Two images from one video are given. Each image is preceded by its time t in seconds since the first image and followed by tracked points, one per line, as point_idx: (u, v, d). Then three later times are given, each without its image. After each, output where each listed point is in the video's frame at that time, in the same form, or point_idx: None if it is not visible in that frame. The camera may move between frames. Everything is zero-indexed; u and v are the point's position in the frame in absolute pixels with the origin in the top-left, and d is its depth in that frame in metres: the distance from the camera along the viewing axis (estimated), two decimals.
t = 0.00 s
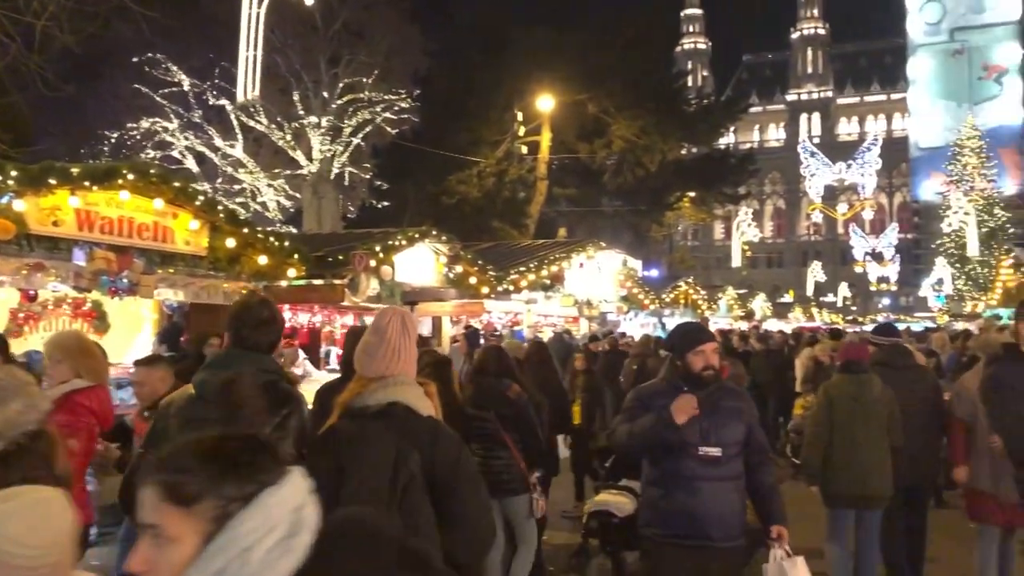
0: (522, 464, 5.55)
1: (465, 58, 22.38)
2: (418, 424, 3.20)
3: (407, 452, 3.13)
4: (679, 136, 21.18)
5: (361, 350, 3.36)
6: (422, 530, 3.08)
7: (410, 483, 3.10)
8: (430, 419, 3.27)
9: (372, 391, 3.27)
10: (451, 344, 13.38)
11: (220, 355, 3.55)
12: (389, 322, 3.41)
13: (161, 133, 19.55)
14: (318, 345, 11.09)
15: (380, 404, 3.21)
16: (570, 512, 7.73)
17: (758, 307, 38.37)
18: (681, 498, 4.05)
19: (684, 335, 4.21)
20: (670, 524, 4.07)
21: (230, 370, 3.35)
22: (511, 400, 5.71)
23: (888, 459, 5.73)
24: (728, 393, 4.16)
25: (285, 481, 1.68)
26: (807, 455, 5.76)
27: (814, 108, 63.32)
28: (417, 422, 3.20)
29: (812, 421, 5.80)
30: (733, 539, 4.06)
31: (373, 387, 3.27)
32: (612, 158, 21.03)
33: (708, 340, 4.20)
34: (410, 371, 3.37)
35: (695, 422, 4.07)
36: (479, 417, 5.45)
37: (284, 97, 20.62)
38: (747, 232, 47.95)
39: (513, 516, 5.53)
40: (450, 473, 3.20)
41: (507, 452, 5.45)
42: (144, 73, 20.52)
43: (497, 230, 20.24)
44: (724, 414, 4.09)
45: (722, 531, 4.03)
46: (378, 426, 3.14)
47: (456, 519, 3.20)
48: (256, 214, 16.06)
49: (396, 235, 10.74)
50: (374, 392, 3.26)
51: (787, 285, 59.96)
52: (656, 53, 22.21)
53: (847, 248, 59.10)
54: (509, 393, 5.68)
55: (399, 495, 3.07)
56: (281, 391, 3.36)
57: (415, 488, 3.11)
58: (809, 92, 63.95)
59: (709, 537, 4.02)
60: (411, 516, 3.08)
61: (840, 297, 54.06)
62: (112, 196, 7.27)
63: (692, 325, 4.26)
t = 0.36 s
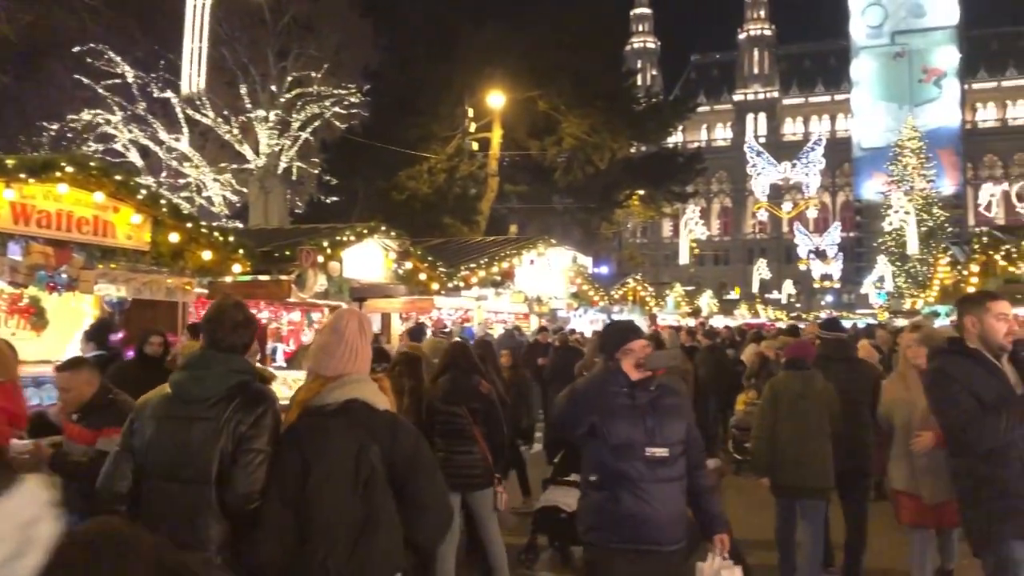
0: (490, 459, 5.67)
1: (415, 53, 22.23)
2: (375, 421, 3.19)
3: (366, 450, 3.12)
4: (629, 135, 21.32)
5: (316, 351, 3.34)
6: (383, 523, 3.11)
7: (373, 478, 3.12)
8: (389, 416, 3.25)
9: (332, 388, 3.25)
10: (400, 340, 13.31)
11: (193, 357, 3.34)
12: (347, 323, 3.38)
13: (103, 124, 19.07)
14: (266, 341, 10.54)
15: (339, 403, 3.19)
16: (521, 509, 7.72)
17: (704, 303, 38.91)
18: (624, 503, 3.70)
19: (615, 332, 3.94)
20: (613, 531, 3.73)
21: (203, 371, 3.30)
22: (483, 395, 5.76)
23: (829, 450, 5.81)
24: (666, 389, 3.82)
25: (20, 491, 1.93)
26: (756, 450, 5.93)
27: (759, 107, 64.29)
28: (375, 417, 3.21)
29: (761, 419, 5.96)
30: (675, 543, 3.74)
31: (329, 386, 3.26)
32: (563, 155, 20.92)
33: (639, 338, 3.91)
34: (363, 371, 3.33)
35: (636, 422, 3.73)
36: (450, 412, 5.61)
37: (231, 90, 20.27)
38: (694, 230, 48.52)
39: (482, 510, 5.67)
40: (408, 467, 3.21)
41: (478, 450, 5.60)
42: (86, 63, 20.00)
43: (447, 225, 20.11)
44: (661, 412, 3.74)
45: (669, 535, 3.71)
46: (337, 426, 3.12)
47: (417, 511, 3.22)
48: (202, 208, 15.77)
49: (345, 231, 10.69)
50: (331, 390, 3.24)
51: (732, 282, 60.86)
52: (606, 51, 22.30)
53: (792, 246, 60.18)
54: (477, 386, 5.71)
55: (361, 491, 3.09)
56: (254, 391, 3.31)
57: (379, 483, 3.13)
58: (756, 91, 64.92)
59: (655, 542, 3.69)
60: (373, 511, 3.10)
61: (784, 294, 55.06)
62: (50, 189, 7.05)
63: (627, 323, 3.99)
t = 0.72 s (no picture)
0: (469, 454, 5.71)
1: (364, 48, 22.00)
2: (337, 411, 3.18)
3: (329, 437, 3.13)
4: (579, 134, 21.36)
5: (283, 339, 3.29)
6: (344, 506, 3.14)
7: (332, 463, 3.13)
8: (351, 406, 3.23)
9: (297, 376, 3.23)
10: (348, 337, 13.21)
11: (158, 347, 3.32)
12: (314, 315, 3.31)
13: (41, 116, 18.59)
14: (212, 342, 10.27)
15: (302, 391, 3.18)
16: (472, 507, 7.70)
17: (652, 302, 39.29)
18: (549, 503, 3.33)
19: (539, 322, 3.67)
20: (535, 533, 3.35)
21: (168, 360, 3.28)
22: (466, 392, 5.78)
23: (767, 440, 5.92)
24: (590, 383, 3.46)
25: None
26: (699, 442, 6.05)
27: (707, 108, 65.08)
28: (337, 406, 3.19)
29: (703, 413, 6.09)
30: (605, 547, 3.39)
31: (293, 374, 3.23)
32: (513, 153, 20.95)
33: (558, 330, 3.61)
34: (330, 362, 3.29)
35: (562, 415, 3.37)
36: (433, 409, 5.61)
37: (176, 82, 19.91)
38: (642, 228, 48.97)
39: (457, 505, 5.70)
40: (368, 455, 3.19)
41: (457, 445, 5.62)
42: (24, 53, 19.48)
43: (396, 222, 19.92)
44: (588, 407, 3.38)
45: (596, 538, 3.34)
46: (300, 413, 3.13)
47: (377, 497, 3.21)
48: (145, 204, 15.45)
49: (291, 227, 10.62)
50: (295, 379, 3.22)
51: (680, 281, 61.48)
52: (554, 50, 22.34)
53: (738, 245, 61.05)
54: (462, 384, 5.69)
55: (320, 477, 3.11)
56: (217, 380, 3.30)
57: (337, 469, 3.14)
58: (703, 92, 65.71)
59: (582, 545, 3.33)
60: (335, 494, 3.12)
61: (730, 292, 55.78)
62: None
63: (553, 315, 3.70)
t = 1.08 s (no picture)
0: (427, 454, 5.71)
1: (311, 45, 21.82)
2: (303, 409, 3.37)
3: (295, 433, 3.31)
4: (529, 135, 21.44)
5: (251, 338, 3.44)
6: (311, 498, 3.32)
7: (299, 458, 3.31)
8: (316, 405, 3.42)
9: (266, 375, 3.39)
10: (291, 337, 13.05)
11: (111, 345, 3.36)
12: (282, 318, 3.49)
13: None
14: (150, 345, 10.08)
15: (269, 389, 3.36)
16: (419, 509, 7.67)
17: (597, 303, 39.57)
18: (484, 517, 3.14)
19: (473, 330, 3.54)
20: (466, 549, 3.16)
21: (123, 358, 3.33)
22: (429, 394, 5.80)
23: (699, 430, 6.29)
24: (530, 390, 3.29)
25: None
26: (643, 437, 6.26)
27: (653, 112, 65.80)
28: (304, 404, 3.39)
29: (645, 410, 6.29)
30: (544, 564, 3.21)
31: (263, 373, 3.39)
32: (462, 154, 20.94)
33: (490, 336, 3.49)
34: (296, 360, 3.47)
35: (499, 424, 3.19)
36: (392, 408, 5.70)
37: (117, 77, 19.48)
38: (589, 230, 49.29)
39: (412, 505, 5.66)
40: (331, 450, 3.38)
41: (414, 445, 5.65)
42: None
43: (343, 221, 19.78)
44: (525, 416, 3.21)
45: (532, 555, 3.15)
46: (264, 411, 3.29)
47: (340, 492, 3.39)
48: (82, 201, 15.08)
49: (235, 225, 10.49)
50: (265, 377, 3.38)
51: (626, 282, 61.99)
52: (503, 52, 22.43)
53: (682, 248, 61.80)
54: (422, 386, 5.69)
55: (288, 470, 3.28)
56: (172, 377, 3.37)
57: (305, 464, 3.32)
58: (649, 96, 66.41)
59: (516, 563, 3.13)
60: (300, 489, 3.29)
61: (675, 294, 56.42)
62: None
63: (489, 321, 3.57)
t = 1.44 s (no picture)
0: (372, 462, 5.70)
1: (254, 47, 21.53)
2: (243, 416, 3.38)
3: (235, 441, 3.32)
4: (474, 143, 21.45)
5: (192, 345, 3.45)
6: (248, 504, 3.32)
7: (237, 465, 3.31)
8: (256, 414, 3.43)
9: (205, 383, 3.39)
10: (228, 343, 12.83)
11: (65, 354, 3.53)
12: (223, 326, 3.50)
13: None
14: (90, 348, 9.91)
15: (209, 397, 3.34)
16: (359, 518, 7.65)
17: (539, 311, 39.72)
18: (423, 539, 3.07)
19: (424, 334, 3.40)
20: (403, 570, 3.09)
21: (76, 367, 3.49)
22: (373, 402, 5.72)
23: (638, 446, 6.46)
24: (477, 405, 3.18)
25: None
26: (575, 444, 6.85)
27: (597, 122, 66.38)
28: (244, 410, 3.38)
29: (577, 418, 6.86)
30: None
31: (202, 381, 3.39)
32: (405, 160, 20.51)
33: (440, 344, 3.37)
34: (233, 368, 3.46)
35: (444, 440, 3.10)
36: (334, 418, 5.58)
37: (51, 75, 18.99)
38: (533, 238, 49.35)
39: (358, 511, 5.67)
40: (271, 457, 3.40)
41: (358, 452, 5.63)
42: None
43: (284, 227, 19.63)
44: (472, 432, 3.12)
45: None
46: (202, 420, 3.29)
47: (277, 498, 3.41)
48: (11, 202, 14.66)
49: (171, 229, 10.35)
50: (205, 384, 3.38)
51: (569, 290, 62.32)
52: (449, 59, 22.39)
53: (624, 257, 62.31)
54: (364, 393, 5.60)
55: (226, 476, 3.28)
56: (125, 388, 3.53)
57: (242, 470, 3.32)
58: (594, 107, 66.96)
59: None
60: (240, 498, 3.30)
61: (617, 302, 56.81)
62: None
63: (436, 324, 3.45)
